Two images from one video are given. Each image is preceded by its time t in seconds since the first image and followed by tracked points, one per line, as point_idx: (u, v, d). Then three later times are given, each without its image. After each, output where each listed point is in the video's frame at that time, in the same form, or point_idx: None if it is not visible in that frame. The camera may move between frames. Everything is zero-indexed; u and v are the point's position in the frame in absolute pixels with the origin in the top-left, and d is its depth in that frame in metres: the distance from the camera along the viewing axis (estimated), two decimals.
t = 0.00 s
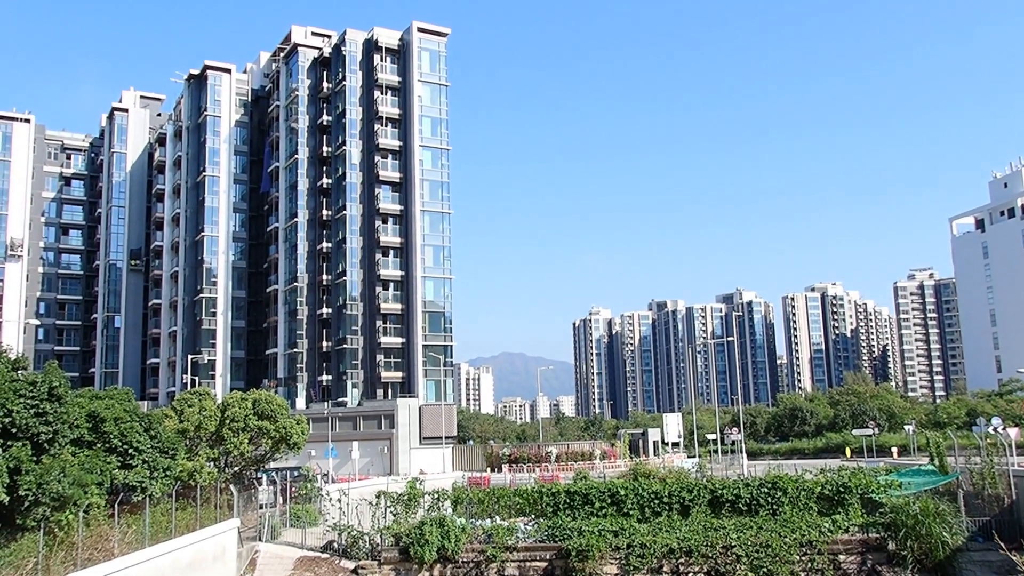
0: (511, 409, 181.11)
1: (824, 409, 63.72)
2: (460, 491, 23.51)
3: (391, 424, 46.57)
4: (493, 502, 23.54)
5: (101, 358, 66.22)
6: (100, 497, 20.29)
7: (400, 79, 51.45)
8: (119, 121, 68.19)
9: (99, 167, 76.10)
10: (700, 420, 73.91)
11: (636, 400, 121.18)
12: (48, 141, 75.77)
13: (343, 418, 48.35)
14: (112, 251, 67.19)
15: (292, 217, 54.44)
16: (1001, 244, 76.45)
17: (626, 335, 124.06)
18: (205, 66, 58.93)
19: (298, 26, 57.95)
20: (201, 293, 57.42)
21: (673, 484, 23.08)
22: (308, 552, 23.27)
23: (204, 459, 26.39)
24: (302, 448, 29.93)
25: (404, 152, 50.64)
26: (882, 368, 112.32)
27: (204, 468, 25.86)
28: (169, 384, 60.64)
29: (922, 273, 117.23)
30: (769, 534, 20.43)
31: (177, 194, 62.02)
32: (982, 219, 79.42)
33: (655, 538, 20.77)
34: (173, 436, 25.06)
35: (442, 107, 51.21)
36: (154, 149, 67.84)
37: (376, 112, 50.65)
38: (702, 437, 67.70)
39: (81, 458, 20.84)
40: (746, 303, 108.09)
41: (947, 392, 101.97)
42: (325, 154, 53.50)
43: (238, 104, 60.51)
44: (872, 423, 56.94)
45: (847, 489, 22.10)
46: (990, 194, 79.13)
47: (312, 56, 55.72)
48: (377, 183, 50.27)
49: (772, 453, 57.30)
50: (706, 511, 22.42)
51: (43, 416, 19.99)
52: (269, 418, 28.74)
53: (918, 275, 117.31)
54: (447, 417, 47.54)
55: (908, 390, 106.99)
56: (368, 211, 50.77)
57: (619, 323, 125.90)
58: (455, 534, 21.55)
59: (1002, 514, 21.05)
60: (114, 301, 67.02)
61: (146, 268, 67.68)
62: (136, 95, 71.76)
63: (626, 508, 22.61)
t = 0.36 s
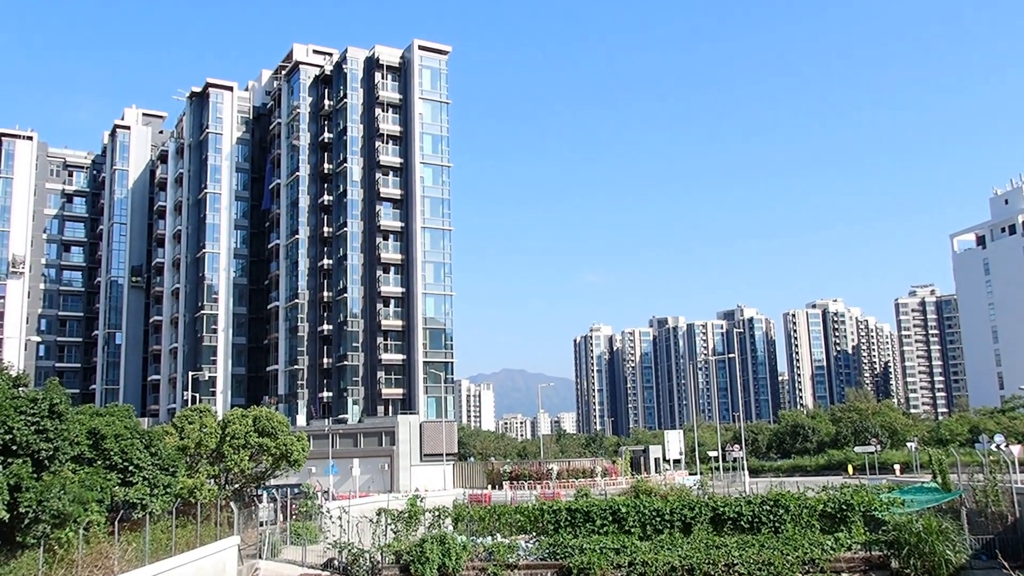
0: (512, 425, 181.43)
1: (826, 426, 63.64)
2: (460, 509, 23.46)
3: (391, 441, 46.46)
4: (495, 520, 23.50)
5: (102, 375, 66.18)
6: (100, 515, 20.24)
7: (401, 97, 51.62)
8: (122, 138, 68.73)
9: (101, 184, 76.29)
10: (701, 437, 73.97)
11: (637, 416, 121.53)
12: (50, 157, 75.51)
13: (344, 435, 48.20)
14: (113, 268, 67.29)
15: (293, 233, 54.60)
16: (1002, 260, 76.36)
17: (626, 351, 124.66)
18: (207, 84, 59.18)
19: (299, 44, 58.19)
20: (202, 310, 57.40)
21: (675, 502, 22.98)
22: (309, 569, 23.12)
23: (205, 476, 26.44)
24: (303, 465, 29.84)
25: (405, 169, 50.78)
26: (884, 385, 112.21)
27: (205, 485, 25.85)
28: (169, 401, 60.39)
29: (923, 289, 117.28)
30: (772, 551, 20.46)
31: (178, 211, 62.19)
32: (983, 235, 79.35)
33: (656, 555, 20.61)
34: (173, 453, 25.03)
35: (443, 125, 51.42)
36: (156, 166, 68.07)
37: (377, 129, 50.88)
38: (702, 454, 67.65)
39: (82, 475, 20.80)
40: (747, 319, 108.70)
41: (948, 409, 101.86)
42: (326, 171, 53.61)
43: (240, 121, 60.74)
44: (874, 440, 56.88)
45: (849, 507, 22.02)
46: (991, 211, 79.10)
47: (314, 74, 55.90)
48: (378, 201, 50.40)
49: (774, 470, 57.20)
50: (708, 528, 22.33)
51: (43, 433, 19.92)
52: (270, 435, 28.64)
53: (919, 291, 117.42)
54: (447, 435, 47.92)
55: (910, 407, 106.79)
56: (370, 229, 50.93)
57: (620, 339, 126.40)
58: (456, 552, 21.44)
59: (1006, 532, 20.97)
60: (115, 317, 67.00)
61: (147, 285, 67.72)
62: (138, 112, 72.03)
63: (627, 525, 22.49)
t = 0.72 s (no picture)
0: (554, 425, 182.00)
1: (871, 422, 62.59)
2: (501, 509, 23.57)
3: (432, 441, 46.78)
4: (536, 520, 23.62)
5: (149, 378, 67.73)
6: (151, 515, 20.76)
7: (436, 98, 51.88)
8: (165, 147, 70.23)
9: (145, 191, 77.29)
10: (744, 436, 73.37)
11: (678, 415, 120.60)
12: (96, 167, 77.16)
13: (385, 435, 48.62)
14: (158, 274, 68.78)
15: (331, 236, 54.99)
16: None
17: (667, 350, 124.81)
18: (245, 90, 60.00)
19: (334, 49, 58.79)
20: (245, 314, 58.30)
21: (720, 501, 22.76)
22: (353, 568, 23.31)
23: (251, 476, 26.89)
24: (346, 465, 30.33)
25: (440, 170, 51.16)
26: (934, 380, 109.91)
27: (251, 485, 26.46)
28: (215, 403, 61.63)
29: (973, 280, 114.69)
30: (819, 551, 20.08)
31: (220, 216, 63.29)
32: None
33: (701, 555, 20.34)
34: (219, 455, 25.55)
35: (478, 125, 51.76)
36: (198, 172, 69.37)
37: (412, 131, 51.32)
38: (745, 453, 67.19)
39: (132, 476, 21.33)
40: (789, 316, 108.82)
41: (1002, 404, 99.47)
42: (363, 174, 54.05)
43: (278, 127, 61.58)
44: (922, 437, 55.82)
45: (899, 505, 21.62)
46: None
47: (349, 78, 56.33)
48: (415, 202, 50.77)
49: (819, 468, 56.42)
50: (754, 527, 22.08)
51: (96, 435, 20.36)
52: (313, 436, 29.12)
53: (969, 282, 114.93)
54: (486, 433, 47.67)
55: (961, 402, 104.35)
56: (407, 230, 51.29)
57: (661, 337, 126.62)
58: (499, 552, 21.48)
59: None
60: (161, 322, 68.31)
61: (191, 289, 69.03)
62: (180, 120, 73.27)
63: (671, 525, 22.33)
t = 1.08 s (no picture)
0: (640, 422, 181.24)
1: (973, 416, 60.37)
2: (590, 506, 23.54)
3: (518, 437, 47.06)
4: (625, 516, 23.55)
5: (243, 378, 69.34)
6: (248, 512, 21.44)
7: (515, 97, 52.07)
8: (253, 153, 72.34)
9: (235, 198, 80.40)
10: (838, 430, 71.68)
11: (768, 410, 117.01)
12: (189, 175, 79.92)
13: (471, 433, 48.99)
14: (250, 277, 70.67)
15: (415, 237, 55.69)
16: None
17: (755, 344, 120.07)
18: (329, 96, 61.18)
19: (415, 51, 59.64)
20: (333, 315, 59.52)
21: (814, 498, 22.26)
22: (445, 564, 23.68)
23: (342, 474, 27.69)
24: (434, 462, 30.74)
25: (521, 168, 51.39)
26: None
27: (342, 482, 27.26)
28: (306, 403, 63.10)
29: None
30: (921, 551, 19.27)
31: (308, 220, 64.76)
32: None
33: (795, 554, 19.84)
34: (312, 453, 26.21)
35: (558, 122, 51.70)
36: (285, 178, 71.24)
37: (493, 130, 51.61)
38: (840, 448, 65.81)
39: (230, 474, 22.03)
40: (883, 307, 105.31)
41: None
42: (445, 174, 54.57)
43: (361, 130, 62.69)
44: None
45: (1006, 503, 20.75)
46: None
47: (429, 80, 56.95)
48: (496, 201, 51.09)
49: (918, 464, 54.65)
50: (850, 525, 21.52)
51: (195, 434, 21.03)
52: (402, 433, 29.62)
53: None
54: (573, 431, 47.92)
55: None
56: (489, 229, 51.60)
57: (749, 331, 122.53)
58: (588, 549, 21.44)
59: None
60: (253, 324, 69.82)
61: (281, 292, 70.77)
62: (267, 127, 75.26)
63: (764, 522, 21.97)
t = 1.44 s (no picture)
0: (707, 419, 180.76)
1: None
2: (658, 503, 23.44)
3: (584, 434, 47.06)
4: (694, 514, 23.32)
5: (313, 375, 70.75)
6: (318, 506, 21.84)
7: (580, 92, 52.04)
8: (321, 153, 73.61)
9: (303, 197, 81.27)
10: (913, 427, 70.48)
11: (840, 407, 116.48)
12: (260, 175, 81.85)
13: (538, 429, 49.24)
14: (318, 275, 72.01)
15: (480, 234, 55.96)
16: None
17: (825, 340, 119.74)
18: (395, 95, 61.76)
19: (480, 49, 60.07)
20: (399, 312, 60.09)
21: (889, 497, 21.89)
22: (512, 560, 23.74)
23: (410, 469, 28.02)
24: (501, 458, 31.02)
25: (587, 164, 51.41)
26: None
27: (410, 478, 27.39)
28: (374, 399, 63.84)
29: None
30: (1000, 552, 18.63)
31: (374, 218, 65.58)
32: None
33: (868, 554, 19.37)
34: (380, 448, 26.58)
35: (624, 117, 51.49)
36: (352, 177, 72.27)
37: (558, 126, 51.64)
38: (915, 444, 64.78)
39: (301, 469, 22.45)
40: (959, 302, 103.26)
41: None
42: (511, 172, 54.75)
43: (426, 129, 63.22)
44: None
45: None
46: None
47: (495, 77, 57.19)
48: (562, 197, 51.23)
49: (998, 462, 53.37)
50: (926, 524, 21.09)
51: (267, 430, 21.41)
52: (468, 430, 29.97)
53: None
54: (640, 429, 47.47)
55: None
56: (555, 225, 51.76)
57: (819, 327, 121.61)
58: (656, 547, 21.33)
59: None
60: (322, 321, 70.86)
61: (349, 289, 71.56)
62: (334, 127, 76.57)
63: (836, 520, 21.66)
